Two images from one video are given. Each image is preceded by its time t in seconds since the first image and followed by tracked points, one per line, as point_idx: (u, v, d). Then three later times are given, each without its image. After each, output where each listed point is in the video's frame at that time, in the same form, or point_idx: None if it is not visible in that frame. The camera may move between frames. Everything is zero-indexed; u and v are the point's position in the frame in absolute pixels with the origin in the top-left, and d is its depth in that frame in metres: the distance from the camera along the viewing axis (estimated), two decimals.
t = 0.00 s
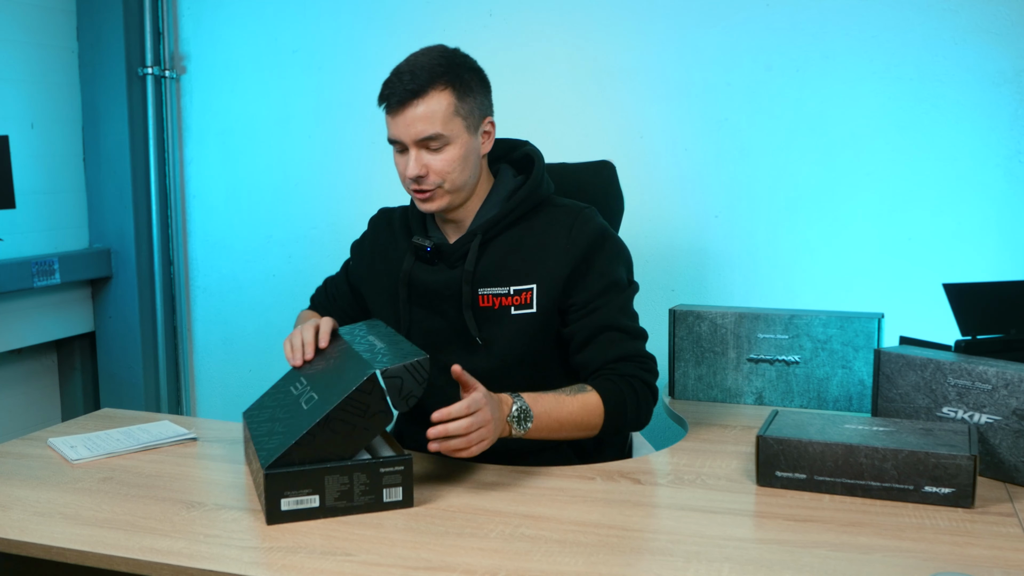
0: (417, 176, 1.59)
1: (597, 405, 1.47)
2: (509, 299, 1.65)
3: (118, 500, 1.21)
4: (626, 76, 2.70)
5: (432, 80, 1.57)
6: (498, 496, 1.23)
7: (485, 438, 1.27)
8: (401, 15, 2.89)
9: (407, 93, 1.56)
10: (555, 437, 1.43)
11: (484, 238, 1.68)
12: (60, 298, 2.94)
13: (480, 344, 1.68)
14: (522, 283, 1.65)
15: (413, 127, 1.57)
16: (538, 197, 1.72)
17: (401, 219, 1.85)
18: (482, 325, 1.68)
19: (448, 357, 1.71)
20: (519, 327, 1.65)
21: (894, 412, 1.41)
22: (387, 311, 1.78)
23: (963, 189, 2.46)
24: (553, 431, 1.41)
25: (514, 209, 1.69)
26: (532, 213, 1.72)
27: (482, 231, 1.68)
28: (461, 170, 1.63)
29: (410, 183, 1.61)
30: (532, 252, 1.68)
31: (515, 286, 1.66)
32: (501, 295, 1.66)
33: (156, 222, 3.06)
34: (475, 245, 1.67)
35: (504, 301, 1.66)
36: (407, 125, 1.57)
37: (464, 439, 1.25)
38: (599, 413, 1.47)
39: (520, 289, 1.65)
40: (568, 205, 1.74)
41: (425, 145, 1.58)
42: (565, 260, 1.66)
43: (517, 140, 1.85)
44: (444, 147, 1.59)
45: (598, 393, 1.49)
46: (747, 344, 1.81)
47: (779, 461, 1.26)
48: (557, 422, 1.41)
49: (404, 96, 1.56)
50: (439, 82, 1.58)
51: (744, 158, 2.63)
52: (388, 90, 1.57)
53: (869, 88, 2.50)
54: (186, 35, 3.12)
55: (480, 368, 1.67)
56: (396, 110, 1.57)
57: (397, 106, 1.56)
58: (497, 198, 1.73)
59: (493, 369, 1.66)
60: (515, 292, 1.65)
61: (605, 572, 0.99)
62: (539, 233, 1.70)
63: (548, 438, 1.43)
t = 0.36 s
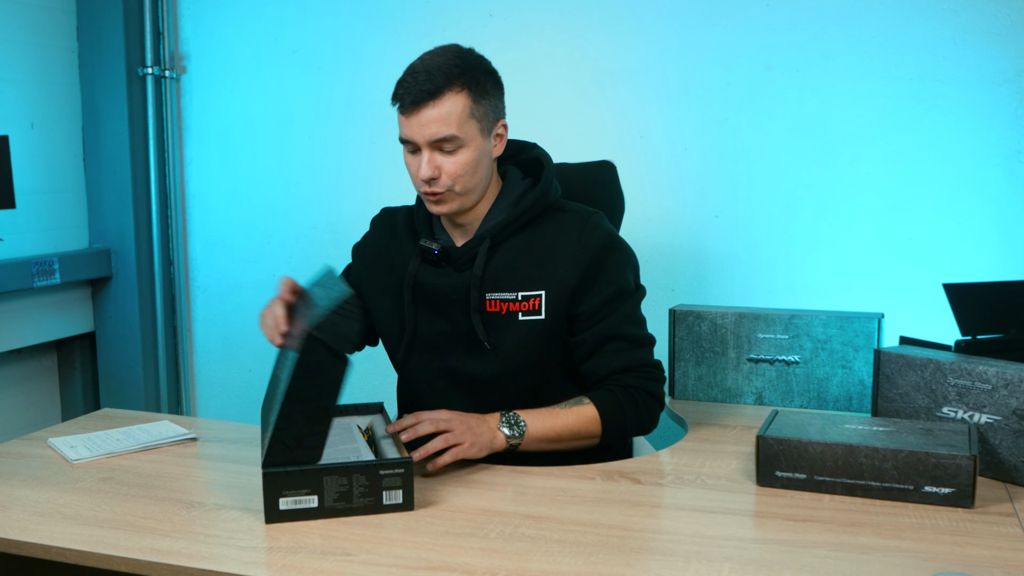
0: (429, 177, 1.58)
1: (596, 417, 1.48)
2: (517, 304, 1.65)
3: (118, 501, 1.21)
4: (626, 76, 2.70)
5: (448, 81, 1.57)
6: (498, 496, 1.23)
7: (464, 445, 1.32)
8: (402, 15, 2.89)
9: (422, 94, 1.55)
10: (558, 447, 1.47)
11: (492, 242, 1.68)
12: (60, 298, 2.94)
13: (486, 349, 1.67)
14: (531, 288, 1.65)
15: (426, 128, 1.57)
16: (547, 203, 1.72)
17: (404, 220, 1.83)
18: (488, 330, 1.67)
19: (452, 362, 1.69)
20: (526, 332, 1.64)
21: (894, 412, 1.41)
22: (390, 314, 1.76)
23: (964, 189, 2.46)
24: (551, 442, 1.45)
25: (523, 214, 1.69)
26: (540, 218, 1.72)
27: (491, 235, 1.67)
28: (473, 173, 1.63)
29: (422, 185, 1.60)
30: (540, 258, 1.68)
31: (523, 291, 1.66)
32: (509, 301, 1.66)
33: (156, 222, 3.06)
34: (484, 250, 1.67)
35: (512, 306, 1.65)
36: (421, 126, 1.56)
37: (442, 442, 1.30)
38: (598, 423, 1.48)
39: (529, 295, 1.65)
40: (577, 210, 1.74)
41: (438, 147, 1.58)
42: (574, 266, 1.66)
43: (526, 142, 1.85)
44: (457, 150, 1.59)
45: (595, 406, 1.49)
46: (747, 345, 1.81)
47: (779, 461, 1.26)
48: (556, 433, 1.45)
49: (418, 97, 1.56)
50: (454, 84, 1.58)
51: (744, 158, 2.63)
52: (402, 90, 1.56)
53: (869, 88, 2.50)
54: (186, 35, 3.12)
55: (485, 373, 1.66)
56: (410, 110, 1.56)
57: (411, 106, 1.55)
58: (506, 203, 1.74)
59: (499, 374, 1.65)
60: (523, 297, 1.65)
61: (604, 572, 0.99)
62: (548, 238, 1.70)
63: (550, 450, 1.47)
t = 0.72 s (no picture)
0: (432, 172, 1.59)
1: (596, 416, 1.50)
2: (519, 304, 1.65)
3: (118, 501, 1.21)
4: (626, 76, 2.70)
5: (453, 78, 1.58)
6: (498, 496, 1.23)
7: (467, 447, 1.33)
8: (402, 15, 2.89)
9: (428, 89, 1.56)
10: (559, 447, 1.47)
11: (494, 242, 1.68)
12: (60, 298, 2.94)
13: (487, 349, 1.67)
14: (532, 289, 1.65)
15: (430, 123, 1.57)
16: (548, 203, 1.72)
17: (404, 220, 1.83)
18: (490, 330, 1.67)
19: (453, 362, 1.69)
20: (527, 333, 1.64)
21: (894, 412, 1.41)
22: (390, 314, 1.76)
23: (964, 189, 2.46)
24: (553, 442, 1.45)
25: (524, 214, 1.69)
26: (541, 218, 1.72)
27: (492, 235, 1.68)
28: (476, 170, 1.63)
29: (424, 180, 1.61)
30: (542, 258, 1.68)
31: (525, 291, 1.65)
32: (510, 301, 1.65)
33: (156, 222, 3.07)
34: (485, 249, 1.67)
35: (513, 307, 1.65)
36: (424, 121, 1.57)
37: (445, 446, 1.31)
38: (599, 422, 1.50)
39: (530, 295, 1.65)
40: (578, 210, 1.74)
41: (442, 142, 1.58)
42: (575, 266, 1.66)
43: (526, 142, 1.86)
44: (461, 146, 1.59)
45: (596, 405, 1.51)
46: (747, 344, 1.81)
47: (779, 461, 1.26)
48: (557, 431, 1.45)
49: (424, 91, 1.56)
50: (460, 80, 1.59)
51: (744, 158, 2.63)
52: (407, 84, 1.56)
53: (869, 88, 2.50)
54: (186, 35, 3.12)
55: (486, 374, 1.66)
56: (414, 105, 1.56)
57: (416, 101, 1.56)
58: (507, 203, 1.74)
59: (500, 375, 1.65)
60: (524, 297, 1.65)
61: (605, 572, 0.99)
62: (549, 238, 1.70)
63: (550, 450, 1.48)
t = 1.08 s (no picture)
0: (415, 173, 1.59)
1: (596, 412, 1.49)
2: (509, 304, 1.65)
3: (118, 501, 1.21)
4: (627, 76, 2.70)
5: (431, 78, 1.58)
6: (498, 496, 1.23)
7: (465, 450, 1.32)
8: (402, 15, 2.89)
9: (407, 89, 1.56)
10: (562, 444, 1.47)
11: (481, 242, 1.68)
12: (60, 298, 2.94)
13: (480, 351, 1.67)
14: (522, 287, 1.65)
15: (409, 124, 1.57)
16: (534, 201, 1.72)
17: (392, 226, 1.83)
18: (482, 332, 1.67)
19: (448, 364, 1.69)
20: (518, 332, 1.64)
21: (894, 412, 1.41)
22: (384, 320, 1.76)
23: (964, 189, 2.46)
24: (554, 439, 1.45)
25: (510, 213, 1.69)
26: (528, 216, 1.72)
27: (479, 236, 1.68)
28: (457, 169, 1.63)
29: (405, 180, 1.61)
30: (530, 256, 1.68)
31: (514, 291, 1.65)
32: (500, 301, 1.65)
33: (156, 222, 3.07)
34: (473, 250, 1.67)
35: (503, 307, 1.65)
36: (404, 122, 1.57)
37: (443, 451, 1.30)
38: (598, 418, 1.49)
39: (520, 294, 1.65)
40: (564, 207, 1.74)
41: (422, 143, 1.58)
42: (563, 262, 1.66)
43: (509, 143, 1.86)
44: (440, 146, 1.59)
45: (596, 401, 1.51)
46: (747, 345, 1.81)
47: (779, 461, 1.26)
48: (557, 428, 1.45)
49: (402, 92, 1.56)
50: (438, 80, 1.59)
51: (743, 158, 2.63)
52: (386, 86, 1.57)
53: (869, 88, 2.50)
54: (186, 35, 3.12)
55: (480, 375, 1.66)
56: (393, 106, 1.57)
57: (395, 102, 1.56)
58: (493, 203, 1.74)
59: (495, 375, 1.65)
60: (514, 297, 1.65)
61: (605, 572, 0.99)
62: (537, 236, 1.70)
63: (553, 447, 1.48)
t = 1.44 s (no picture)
0: (418, 168, 1.59)
1: (581, 409, 1.48)
2: (511, 301, 1.65)
3: (118, 501, 1.21)
4: (627, 77, 2.70)
5: (438, 74, 1.60)
6: (497, 496, 1.23)
7: (445, 411, 1.32)
8: (402, 15, 2.89)
9: (413, 84, 1.58)
10: (542, 435, 1.45)
11: (485, 240, 1.68)
12: (60, 298, 2.94)
13: (481, 347, 1.67)
14: (524, 286, 1.66)
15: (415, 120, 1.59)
16: (539, 201, 1.72)
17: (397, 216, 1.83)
18: (483, 328, 1.67)
19: (447, 359, 1.70)
20: (519, 330, 1.64)
21: (894, 412, 1.41)
22: (383, 309, 1.76)
23: (964, 189, 2.46)
24: (536, 428, 1.43)
25: (515, 213, 1.69)
26: (533, 215, 1.72)
27: (483, 234, 1.68)
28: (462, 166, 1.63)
29: (410, 176, 1.61)
30: (533, 255, 1.68)
31: (516, 289, 1.66)
32: (502, 299, 1.66)
33: (156, 222, 3.07)
34: (477, 248, 1.67)
35: (505, 304, 1.66)
36: (409, 117, 1.58)
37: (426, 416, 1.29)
38: (584, 413, 1.48)
39: (521, 292, 1.65)
40: (568, 207, 1.74)
41: (427, 138, 1.60)
42: (566, 263, 1.66)
43: (518, 141, 1.86)
44: (445, 141, 1.60)
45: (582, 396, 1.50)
46: (747, 344, 1.81)
47: (779, 461, 1.26)
48: (540, 418, 1.44)
49: (408, 88, 1.58)
50: (444, 76, 1.60)
51: (744, 158, 2.63)
52: (392, 82, 1.59)
53: (869, 88, 2.50)
54: (186, 35, 3.12)
55: (481, 370, 1.67)
56: (399, 102, 1.58)
57: (400, 97, 1.58)
58: (499, 201, 1.74)
59: (494, 370, 1.66)
60: (516, 295, 1.65)
61: (605, 572, 0.99)
62: (540, 236, 1.70)
63: (535, 438, 1.46)
